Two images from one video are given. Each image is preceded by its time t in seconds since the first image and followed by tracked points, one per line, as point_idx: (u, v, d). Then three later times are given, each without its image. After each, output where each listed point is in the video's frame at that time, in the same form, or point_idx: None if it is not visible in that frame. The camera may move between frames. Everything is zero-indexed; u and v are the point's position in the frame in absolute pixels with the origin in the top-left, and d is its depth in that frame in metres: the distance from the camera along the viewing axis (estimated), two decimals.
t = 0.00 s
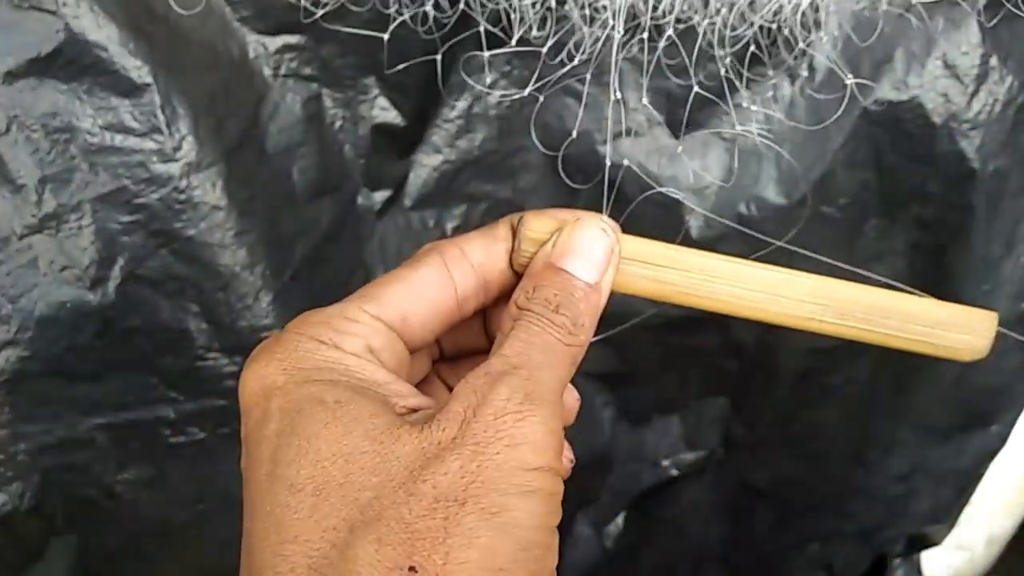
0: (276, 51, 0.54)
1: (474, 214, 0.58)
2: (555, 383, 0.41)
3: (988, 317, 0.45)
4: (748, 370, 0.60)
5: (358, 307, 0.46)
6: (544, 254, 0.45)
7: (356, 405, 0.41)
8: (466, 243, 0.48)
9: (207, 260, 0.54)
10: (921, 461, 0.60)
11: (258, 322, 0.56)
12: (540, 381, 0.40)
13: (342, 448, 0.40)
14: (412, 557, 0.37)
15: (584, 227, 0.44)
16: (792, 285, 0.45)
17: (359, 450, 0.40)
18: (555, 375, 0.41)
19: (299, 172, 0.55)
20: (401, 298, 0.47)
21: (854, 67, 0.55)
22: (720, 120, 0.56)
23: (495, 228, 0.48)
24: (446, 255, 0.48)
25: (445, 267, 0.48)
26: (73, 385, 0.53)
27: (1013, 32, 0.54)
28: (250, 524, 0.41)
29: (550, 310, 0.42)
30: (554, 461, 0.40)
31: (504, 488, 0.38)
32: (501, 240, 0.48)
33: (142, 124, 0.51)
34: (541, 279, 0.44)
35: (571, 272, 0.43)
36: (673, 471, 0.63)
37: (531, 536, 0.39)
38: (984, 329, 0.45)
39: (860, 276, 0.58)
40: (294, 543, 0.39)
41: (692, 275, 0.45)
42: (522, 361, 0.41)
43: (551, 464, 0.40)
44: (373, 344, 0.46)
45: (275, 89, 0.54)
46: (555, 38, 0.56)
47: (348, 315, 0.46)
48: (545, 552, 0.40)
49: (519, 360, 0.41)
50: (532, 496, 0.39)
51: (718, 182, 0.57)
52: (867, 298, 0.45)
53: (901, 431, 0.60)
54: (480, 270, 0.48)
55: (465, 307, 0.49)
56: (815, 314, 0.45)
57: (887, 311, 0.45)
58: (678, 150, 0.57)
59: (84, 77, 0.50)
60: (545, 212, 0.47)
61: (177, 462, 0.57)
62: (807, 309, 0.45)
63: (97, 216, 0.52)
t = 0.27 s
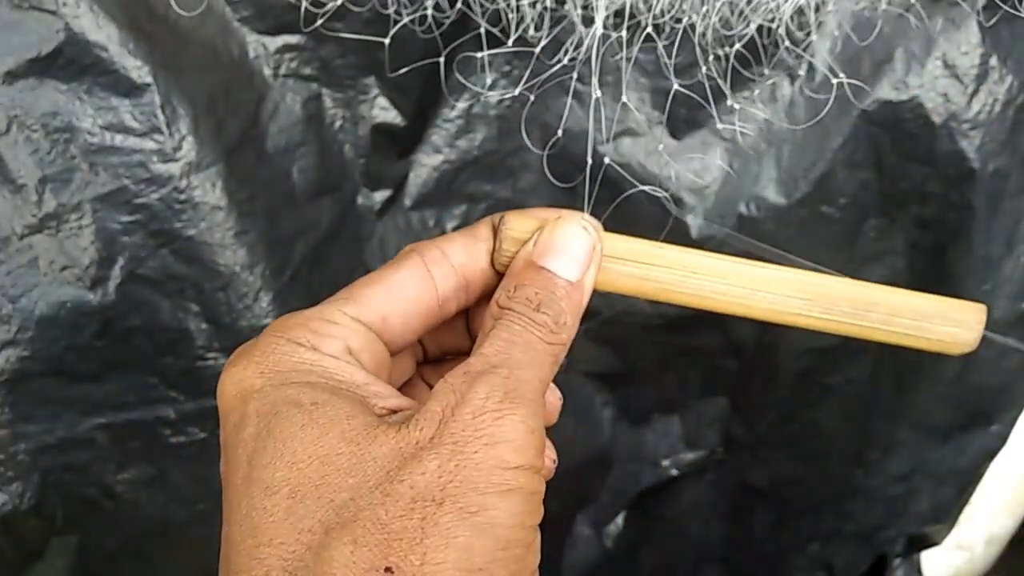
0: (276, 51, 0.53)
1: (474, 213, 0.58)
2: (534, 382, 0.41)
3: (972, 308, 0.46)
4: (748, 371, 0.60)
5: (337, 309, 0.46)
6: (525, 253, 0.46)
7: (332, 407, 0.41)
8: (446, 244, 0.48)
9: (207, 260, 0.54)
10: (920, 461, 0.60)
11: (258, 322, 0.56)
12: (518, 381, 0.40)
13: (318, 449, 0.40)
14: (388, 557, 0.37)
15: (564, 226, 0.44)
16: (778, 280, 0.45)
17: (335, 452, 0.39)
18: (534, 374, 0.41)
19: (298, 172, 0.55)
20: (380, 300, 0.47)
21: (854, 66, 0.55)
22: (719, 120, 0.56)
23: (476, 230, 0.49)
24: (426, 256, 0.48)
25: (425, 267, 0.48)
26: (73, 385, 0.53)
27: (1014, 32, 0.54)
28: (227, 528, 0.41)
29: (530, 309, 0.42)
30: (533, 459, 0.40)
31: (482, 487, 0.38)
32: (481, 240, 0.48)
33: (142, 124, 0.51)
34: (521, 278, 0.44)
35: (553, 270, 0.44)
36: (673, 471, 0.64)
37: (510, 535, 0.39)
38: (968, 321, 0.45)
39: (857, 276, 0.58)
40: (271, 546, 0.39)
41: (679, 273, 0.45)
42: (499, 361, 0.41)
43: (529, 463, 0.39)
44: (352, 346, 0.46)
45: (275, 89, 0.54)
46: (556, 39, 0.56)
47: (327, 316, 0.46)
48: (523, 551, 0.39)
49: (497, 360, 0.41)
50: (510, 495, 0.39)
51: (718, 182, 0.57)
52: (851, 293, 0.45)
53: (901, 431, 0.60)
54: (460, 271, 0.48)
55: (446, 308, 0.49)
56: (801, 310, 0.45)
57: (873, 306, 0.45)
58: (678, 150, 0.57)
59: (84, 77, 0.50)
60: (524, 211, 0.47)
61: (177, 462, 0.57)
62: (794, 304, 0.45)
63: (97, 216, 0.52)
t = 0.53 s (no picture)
0: (276, 51, 0.53)
1: (474, 213, 0.58)
2: (547, 380, 0.41)
3: (982, 307, 0.45)
4: (748, 371, 0.60)
5: (349, 307, 0.46)
6: (533, 252, 0.45)
7: (347, 404, 0.41)
8: (457, 242, 0.48)
9: (207, 259, 0.54)
10: (920, 461, 0.60)
11: (258, 322, 0.56)
12: (532, 379, 0.41)
13: (335, 447, 0.39)
14: (407, 555, 0.37)
15: (573, 224, 0.44)
16: (785, 278, 0.45)
17: (351, 449, 0.39)
18: (548, 372, 0.41)
19: (298, 172, 0.55)
20: (392, 297, 0.47)
21: (854, 66, 0.55)
22: (720, 120, 0.56)
23: (485, 228, 0.49)
24: (437, 254, 0.48)
25: (436, 265, 0.48)
26: (73, 385, 0.53)
27: (1015, 32, 0.54)
28: (242, 526, 0.41)
29: (542, 307, 0.43)
30: (548, 457, 0.40)
31: (499, 485, 0.38)
32: (491, 238, 0.48)
33: (142, 124, 0.51)
34: (533, 276, 0.44)
35: (563, 268, 0.44)
36: (673, 471, 0.64)
37: (526, 533, 0.39)
38: (977, 320, 0.45)
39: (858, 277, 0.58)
40: (288, 544, 0.38)
41: (686, 270, 0.45)
42: (512, 359, 0.41)
43: (544, 460, 0.40)
44: (364, 343, 0.45)
45: (275, 89, 0.54)
46: (556, 39, 0.56)
47: (339, 314, 0.46)
48: (539, 548, 0.40)
49: (511, 358, 0.41)
50: (526, 493, 0.39)
51: (718, 182, 0.57)
52: (859, 291, 0.45)
53: (900, 431, 0.60)
54: (471, 269, 0.49)
55: (457, 305, 0.49)
56: (806, 308, 0.45)
57: (879, 304, 0.45)
58: (679, 150, 0.57)
59: (84, 77, 0.50)
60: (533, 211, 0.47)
61: (177, 462, 0.57)
62: (798, 302, 0.45)
63: (97, 216, 0.52)
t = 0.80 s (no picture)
0: (276, 51, 0.53)
1: (474, 214, 0.58)
2: (558, 403, 0.41)
3: (996, 341, 0.44)
4: (748, 372, 0.60)
5: (363, 322, 0.46)
6: (550, 270, 0.45)
7: (358, 422, 0.41)
8: (472, 259, 0.48)
9: (207, 259, 0.54)
10: (921, 462, 0.60)
11: (258, 322, 0.56)
12: (544, 402, 0.40)
13: (345, 465, 0.39)
14: None
15: (591, 244, 0.44)
16: (798, 305, 0.44)
17: (361, 467, 0.39)
18: (559, 395, 0.41)
19: (298, 172, 0.55)
20: (406, 312, 0.47)
21: (855, 67, 0.55)
22: (720, 121, 0.56)
23: (502, 246, 0.49)
24: (452, 270, 0.48)
25: (451, 281, 0.48)
26: (73, 385, 0.53)
27: (1016, 32, 0.53)
28: (248, 540, 0.40)
29: (556, 327, 0.42)
30: (557, 482, 0.39)
31: (508, 509, 0.38)
32: (507, 256, 0.48)
33: (142, 125, 0.51)
34: (548, 297, 0.44)
35: (579, 288, 0.44)
36: (673, 472, 0.63)
37: (533, 558, 0.38)
38: (991, 353, 0.44)
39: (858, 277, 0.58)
40: (294, 561, 0.38)
41: (702, 294, 0.45)
42: (525, 380, 0.41)
43: (553, 485, 0.39)
44: (377, 359, 0.45)
45: (275, 89, 0.54)
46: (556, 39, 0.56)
47: (354, 329, 0.46)
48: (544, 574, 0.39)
49: (523, 379, 0.41)
50: (535, 517, 0.38)
51: (719, 182, 0.57)
52: (869, 320, 0.44)
53: (901, 431, 0.60)
54: (485, 286, 0.48)
55: (469, 322, 0.49)
56: (821, 335, 0.44)
57: (896, 334, 0.44)
58: (680, 150, 0.57)
59: (84, 77, 0.50)
60: (551, 230, 0.47)
61: (177, 462, 0.56)
62: (813, 330, 0.44)
63: (97, 216, 0.52)
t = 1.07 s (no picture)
0: (276, 51, 0.53)
1: (474, 215, 0.58)
2: (534, 391, 0.41)
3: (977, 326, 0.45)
4: (748, 371, 0.60)
5: (342, 316, 0.46)
6: (528, 263, 0.45)
7: (333, 413, 0.41)
8: (450, 253, 0.48)
9: (207, 259, 0.54)
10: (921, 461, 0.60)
11: (258, 322, 0.56)
12: (519, 388, 0.40)
13: (319, 455, 0.39)
14: (385, 564, 0.37)
15: (568, 237, 0.44)
16: (778, 294, 0.45)
17: (335, 458, 0.39)
18: (536, 382, 0.41)
19: (298, 172, 0.55)
20: (385, 306, 0.47)
21: (856, 67, 0.55)
22: (720, 121, 0.56)
23: (479, 238, 0.48)
24: (429, 264, 0.48)
25: (428, 275, 0.48)
26: (73, 385, 0.53)
27: (1016, 33, 0.54)
28: (227, 531, 0.41)
29: (532, 318, 0.42)
30: (533, 469, 0.39)
31: (481, 495, 0.38)
32: (485, 249, 0.48)
33: (141, 124, 0.51)
34: (524, 287, 0.43)
35: (556, 281, 0.43)
36: (674, 472, 0.63)
37: (508, 544, 0.38)
38: (971, 337, 0.45)
39: (860, 277, 0.58)
40: (269, 551, 0.38)
41: (679, 284, 0.45)
42: (501, 369, 0.41)
43: (528, 471, 0.39)
44: (355, 352, 0.45)
45: (275, 89, 0.54)
46: (556, 40, 0.56)
47: (331, 323, 0.46)
48: (521, 558, 0.39)
49: (498, 368, 0.41)
50: (510, 503, 0.38)
51: (719, 183, 0.57)
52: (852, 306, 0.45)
53: (901, 431, 0.60)
54: (464, 279, 0.48)
55: (449, 316, 0.49)
56: (800, 323, 0.45)
57: (873, 321, 0.45)
58: (680, 151, 0.57)
59: (84, 77, 0.50)
60: (529, 222, 0.47)
61: (177, 463, 0.56)
62: (791, 318, 0.45)
63: (97, 216, 0.51)
